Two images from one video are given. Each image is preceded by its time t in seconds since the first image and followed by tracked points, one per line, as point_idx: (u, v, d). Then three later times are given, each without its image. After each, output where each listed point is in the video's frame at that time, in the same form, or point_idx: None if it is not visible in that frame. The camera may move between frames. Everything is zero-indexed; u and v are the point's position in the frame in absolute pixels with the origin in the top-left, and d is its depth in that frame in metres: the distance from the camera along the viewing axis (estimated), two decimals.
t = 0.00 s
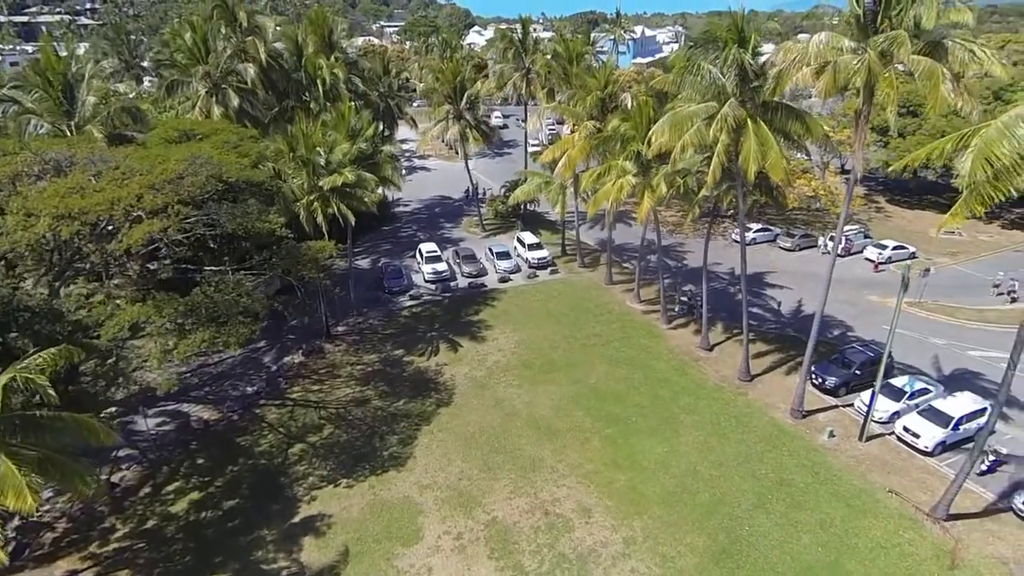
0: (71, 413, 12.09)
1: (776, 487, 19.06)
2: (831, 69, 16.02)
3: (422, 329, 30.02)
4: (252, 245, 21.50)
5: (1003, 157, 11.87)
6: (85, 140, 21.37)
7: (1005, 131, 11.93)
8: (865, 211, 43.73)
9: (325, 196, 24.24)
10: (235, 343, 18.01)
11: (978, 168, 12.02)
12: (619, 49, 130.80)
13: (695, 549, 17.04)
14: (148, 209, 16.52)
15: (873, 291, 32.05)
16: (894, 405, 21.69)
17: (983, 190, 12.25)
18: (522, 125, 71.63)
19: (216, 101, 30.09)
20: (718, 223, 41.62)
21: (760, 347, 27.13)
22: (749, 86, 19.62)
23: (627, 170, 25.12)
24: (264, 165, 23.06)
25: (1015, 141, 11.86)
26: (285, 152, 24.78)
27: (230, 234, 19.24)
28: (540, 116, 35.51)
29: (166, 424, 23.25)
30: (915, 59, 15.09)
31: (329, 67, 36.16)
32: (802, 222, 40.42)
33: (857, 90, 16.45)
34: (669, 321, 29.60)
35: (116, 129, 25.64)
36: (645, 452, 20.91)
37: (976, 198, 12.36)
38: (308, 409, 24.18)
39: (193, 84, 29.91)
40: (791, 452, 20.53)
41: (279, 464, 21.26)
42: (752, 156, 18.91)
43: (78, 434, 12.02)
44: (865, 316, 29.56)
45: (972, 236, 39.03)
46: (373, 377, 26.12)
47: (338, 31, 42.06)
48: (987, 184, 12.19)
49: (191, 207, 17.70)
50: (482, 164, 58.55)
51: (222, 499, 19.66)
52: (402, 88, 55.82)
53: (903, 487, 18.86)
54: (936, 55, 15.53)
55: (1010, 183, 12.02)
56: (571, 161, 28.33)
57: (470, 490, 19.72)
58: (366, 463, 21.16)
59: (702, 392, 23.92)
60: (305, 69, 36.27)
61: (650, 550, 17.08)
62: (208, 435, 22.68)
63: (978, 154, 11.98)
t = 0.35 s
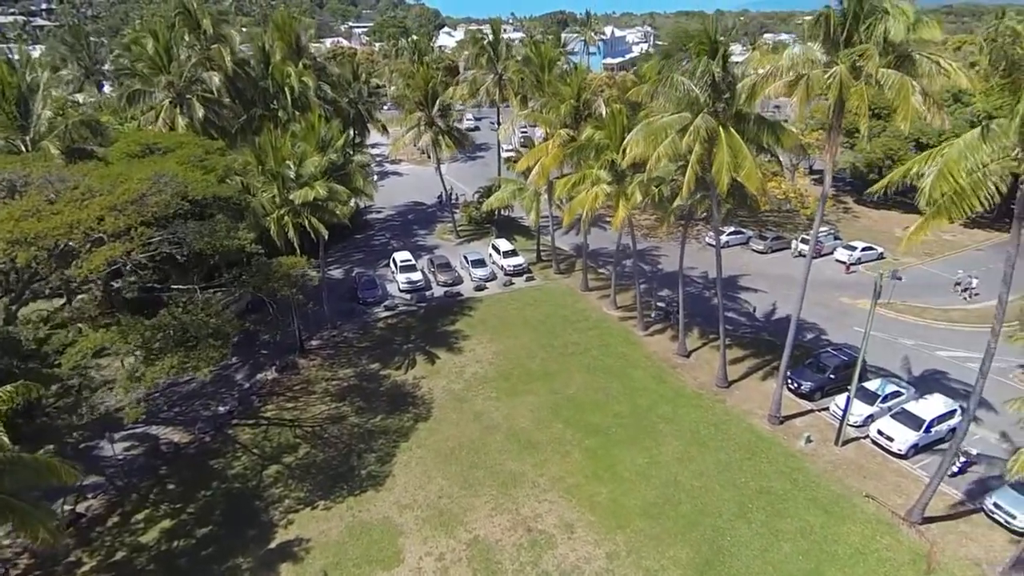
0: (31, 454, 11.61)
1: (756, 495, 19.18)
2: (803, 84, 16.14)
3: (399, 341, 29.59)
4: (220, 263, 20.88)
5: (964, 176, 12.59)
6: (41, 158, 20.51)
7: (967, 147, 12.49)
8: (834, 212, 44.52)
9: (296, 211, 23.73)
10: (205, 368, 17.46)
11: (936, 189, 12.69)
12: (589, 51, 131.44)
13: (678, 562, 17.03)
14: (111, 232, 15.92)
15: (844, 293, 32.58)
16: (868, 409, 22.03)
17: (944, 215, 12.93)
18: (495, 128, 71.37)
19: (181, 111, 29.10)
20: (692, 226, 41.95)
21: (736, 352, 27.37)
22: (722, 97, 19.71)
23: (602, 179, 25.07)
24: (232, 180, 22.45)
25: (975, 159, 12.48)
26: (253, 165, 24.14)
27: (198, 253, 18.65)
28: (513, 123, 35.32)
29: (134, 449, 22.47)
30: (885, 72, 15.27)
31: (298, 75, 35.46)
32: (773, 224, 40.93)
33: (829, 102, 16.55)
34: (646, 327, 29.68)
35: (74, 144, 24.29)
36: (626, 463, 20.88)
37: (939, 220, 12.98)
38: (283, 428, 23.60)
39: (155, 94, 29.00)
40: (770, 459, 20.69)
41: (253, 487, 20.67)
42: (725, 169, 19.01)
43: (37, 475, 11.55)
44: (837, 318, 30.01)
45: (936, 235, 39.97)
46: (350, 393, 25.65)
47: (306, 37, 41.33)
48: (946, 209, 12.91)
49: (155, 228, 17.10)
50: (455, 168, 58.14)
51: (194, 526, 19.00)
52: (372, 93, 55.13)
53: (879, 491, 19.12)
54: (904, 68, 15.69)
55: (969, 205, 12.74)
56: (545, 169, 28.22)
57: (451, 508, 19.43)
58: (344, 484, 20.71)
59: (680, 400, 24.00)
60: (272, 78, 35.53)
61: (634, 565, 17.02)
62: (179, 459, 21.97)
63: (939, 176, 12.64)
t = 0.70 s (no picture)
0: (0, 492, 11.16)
1: (744, 507, 19.20)
2: (788, 98, 16.12)
3: (382, 354, 29.21)
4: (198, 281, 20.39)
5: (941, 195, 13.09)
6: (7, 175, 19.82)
7: (948, 166, 12.98)
8: (814, 215, 44.97)
9: (275, 225, 23.28)
10: (184, 392, 17.00)
11: (907, 209, 13.11)
12: (568, 52, 131.75)
13: None
14: (83, 255, 15.43)
15: (825, 297, 32.88)
16: (852, 416, 22.21)
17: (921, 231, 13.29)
18: (476, 132, 71.12)
19: (154, 121, 28.27)
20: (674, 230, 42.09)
21: (720, 360, 27.44)
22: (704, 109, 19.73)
23: (586, 189, 24.93)
24: (208, 194, 21.95)
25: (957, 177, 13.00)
26: (230, 178, 23.63)
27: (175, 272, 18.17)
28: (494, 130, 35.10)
29: (110, 472, 21.82)
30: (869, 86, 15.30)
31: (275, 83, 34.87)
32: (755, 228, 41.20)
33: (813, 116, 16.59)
34: (630, 335, 29.65)
35: (42, 158, 23.35)
36: (614, 476, 20.78)
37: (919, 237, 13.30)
38: (265, 447, 23.11)
39: (126, 105, 28.27)
40: (757, 469, 20.72)
41: (235, 510, 20.15)
42: (708, 181, 18.99)
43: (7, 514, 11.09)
44: (819, 323, 30.27)
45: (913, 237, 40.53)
46: (333, 409, 25.22)
47: (282, 43, 40.70)
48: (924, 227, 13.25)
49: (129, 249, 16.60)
50: (436, 173, 57.75)
51: (174, 553, 18.45)
52: (351, 98, 54.51)
53: (865, 500, 19.24)
54: (886, 82, 15.81)
55: (945, 223, 12.90)
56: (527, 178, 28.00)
57: (439, 527, 19.14)
58: (328, 504, 20.30)
59: (666, 410, 23.99)
60: (248, 86, 34.88)
61: None
62: (157, 482, 21.37)
63: (926, 189, 12.99)
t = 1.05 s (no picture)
0: None
1: (738, 521, 19.09)
2: (782, 112, 15.97)
3: (372, 365, 28.89)
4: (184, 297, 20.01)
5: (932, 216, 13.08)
6: None
7: (940, 186, 13.03)
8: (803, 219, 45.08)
9: (263, 239, 22.90)
10: (169, 415, 16.56)
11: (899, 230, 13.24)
12: (557, 54, 131.81)
13: None
14: (65, 277, 15.19)
15: (817, 303, 32.92)
16: (845, 426, 22.19)
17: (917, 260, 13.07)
18: (465, 135, 70.87)
19: (138, 131, 27.74)
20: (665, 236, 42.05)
21: (713, 369, 27.34)
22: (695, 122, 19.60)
23: (578, 199, 24.72)
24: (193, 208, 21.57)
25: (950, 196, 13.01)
26: (216, 191, 23.23)
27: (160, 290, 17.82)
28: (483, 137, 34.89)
29: (95, 493, 21.33)
30: (863, 102, 15.20)
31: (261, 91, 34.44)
32: (745, 233, 41.22)
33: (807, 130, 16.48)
34: (623, 345, 29.51)
35: (21, 171, 22.81)
36: (607, 490, 20.62)
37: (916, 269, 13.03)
38: (254, 464, 22.71)
39: (108, 115, 27.75)
40: (751, 482, 20.62)
41: (223, 531, 19.76)
42: (701, 195, 18.83)
43: None
44: (811, 330, 30.27)
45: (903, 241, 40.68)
46: (323, 423, 24.87)
47: (269, 49, 40.28)
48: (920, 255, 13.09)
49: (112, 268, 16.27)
50: (426, 177, 57.38)
51: None
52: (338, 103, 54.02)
53: (859, 513, 19.17)
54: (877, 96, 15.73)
55: (940, 248, 12.82)
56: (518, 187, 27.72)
57: (431, 546, 18.86)
58: (319, 523, 19.96)
59: (659, 421, 23.86)
60: (234, 94, 34.08)
61: None
62: (143, 502, 20.92)
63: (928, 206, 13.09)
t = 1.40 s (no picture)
0: None
1: (735, 538, 18.89)
2: (783, 127, 15.83)
3: (365, 377, 28.57)
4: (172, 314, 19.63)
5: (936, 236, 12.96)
6: None
7: (943, 208, 12.92)
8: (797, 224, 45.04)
9: (253, 253, 22.55)
10: (157, 439, 16.08)
11: (901, 252, 13.14)
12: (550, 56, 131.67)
13: None
14: (46, 299, 14.91)
15: (812, 311, 32.84)
16: (842, 439, 22.09)
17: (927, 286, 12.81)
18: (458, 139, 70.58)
19: (125, 142, 27.32)
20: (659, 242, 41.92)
21: (708, 380, 27.18)
22: (691, 135, 19.41)
23: (573, 210, 24.50)
24: (181, 222, 21.20)
25: (954, 217, 12.85)
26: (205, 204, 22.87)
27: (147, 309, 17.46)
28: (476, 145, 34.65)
29: (82, 513, 20.92)
30: (863, 119, 15.08)
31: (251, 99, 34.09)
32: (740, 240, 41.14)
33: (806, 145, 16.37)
34: (618, 355, 29.32)
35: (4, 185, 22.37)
36: (603, 507, 20.39)
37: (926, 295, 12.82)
38: (244, 481, 22.36)
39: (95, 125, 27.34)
40: (748, 497, 20.43)
41: (213, 551, 19.40)
42: (696, 209, 18.63)
43: None
44: (806, 339, 30.18)
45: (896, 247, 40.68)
46: (314, 438, 24.54)
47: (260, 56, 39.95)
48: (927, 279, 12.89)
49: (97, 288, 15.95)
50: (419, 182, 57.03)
51: None
52: (330, 108, 53.65)
53: (856, 529, 19.01)
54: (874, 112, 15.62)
55: (946, 271, 12.70)
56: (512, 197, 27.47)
57: (425, 566, 18.58)
58: (310, 543, 19.62)
59: (655, 434, 23.67)
60: (223, 101, 33.70)
61: None
62: (131, 522, 20.54)
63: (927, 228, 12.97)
